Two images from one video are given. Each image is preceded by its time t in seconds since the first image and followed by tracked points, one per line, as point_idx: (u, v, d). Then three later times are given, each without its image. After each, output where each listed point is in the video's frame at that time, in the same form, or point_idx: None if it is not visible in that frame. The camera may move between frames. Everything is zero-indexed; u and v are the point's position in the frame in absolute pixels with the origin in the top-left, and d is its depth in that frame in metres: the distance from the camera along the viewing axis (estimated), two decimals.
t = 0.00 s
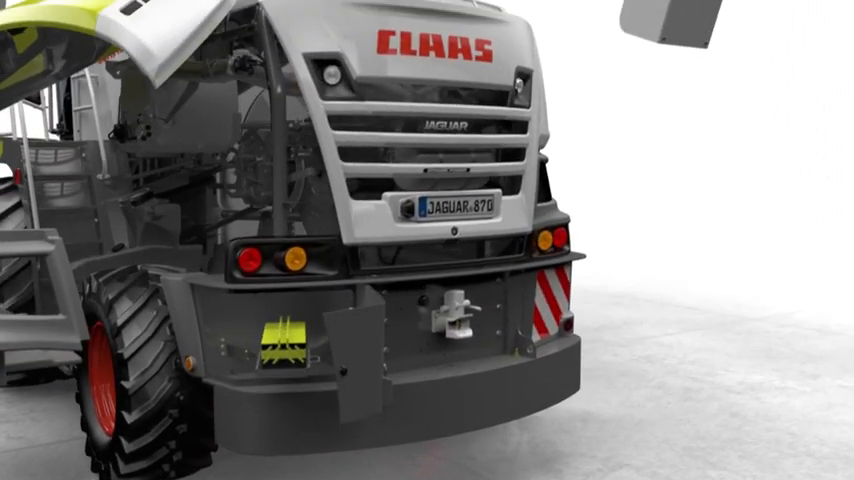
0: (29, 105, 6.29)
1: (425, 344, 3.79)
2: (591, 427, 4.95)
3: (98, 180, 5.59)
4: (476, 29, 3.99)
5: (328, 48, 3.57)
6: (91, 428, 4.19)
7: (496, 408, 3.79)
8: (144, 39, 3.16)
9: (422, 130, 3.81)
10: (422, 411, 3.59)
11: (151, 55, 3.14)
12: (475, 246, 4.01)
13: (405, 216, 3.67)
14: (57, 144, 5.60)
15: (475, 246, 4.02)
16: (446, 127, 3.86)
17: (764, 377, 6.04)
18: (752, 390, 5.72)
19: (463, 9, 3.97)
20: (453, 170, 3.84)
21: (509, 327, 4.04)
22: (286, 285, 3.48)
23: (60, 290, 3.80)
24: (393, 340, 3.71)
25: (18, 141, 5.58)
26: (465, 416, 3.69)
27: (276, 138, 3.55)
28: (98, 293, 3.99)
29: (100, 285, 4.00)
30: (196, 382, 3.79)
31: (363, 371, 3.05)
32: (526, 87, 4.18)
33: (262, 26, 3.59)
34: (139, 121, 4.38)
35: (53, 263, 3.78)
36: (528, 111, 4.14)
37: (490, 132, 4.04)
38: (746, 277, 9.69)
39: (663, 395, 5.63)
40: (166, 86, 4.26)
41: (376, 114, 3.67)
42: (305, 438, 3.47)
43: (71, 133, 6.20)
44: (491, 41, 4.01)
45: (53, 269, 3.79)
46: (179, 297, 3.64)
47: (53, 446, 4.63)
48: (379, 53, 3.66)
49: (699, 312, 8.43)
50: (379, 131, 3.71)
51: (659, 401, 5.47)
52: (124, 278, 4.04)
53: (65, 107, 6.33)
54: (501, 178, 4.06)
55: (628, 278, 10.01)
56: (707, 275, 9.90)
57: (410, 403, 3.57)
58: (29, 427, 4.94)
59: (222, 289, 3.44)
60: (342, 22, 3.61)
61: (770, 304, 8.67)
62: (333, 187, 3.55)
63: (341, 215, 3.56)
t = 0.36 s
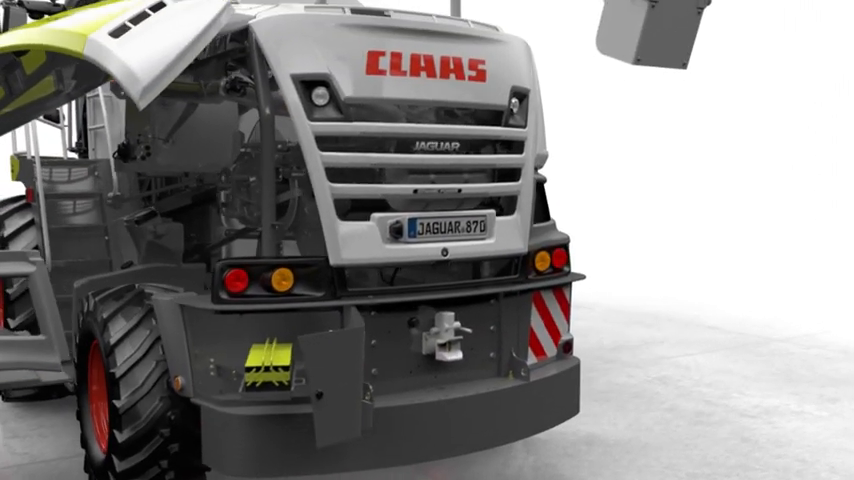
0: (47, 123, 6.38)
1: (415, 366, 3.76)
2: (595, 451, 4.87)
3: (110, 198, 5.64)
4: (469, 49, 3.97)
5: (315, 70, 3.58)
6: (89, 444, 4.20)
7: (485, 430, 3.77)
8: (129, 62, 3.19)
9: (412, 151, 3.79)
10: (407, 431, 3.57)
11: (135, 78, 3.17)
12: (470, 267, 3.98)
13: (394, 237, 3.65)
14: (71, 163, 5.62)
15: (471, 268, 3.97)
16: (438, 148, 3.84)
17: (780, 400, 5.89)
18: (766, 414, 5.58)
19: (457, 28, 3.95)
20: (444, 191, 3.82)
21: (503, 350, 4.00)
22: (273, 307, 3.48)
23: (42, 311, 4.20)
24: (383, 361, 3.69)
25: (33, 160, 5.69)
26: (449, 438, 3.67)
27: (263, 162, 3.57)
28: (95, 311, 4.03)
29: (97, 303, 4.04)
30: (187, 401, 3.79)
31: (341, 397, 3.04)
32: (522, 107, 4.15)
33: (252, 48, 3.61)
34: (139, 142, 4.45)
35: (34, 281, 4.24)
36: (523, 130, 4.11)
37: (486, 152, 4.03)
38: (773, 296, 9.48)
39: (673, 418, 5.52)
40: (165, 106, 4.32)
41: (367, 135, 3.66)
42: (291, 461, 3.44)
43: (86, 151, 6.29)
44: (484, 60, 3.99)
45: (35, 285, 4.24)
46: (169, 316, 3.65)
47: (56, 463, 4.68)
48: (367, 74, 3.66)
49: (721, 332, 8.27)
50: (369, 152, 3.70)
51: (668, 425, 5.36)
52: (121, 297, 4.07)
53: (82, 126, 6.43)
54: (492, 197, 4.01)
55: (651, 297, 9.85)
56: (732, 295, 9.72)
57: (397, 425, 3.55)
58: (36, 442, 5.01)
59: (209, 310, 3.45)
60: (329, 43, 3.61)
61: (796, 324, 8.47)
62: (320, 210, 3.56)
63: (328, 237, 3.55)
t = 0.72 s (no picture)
0: (65, 138, 6.47)
1: (410, 382, 3.72)
2: (602, 471, 4.76)
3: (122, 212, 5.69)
4: (467, 61, 3.93)
5: (308, 84, 3.57)
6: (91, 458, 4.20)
7: (481, 448, 3.71)
8: (121, 79, 3.22)
9: (407, 165, 3.76)
10: (399, 449, 3.52)
11: (126, 94, 3.19)
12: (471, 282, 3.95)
13: (387, 252, 3.64)
14: (86, 178, 5.75)
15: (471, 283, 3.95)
16: (434, 162, 3.81)
17: (799, 420, 5.72)
18: (783, 435, 5.43)
19: (455, 41, 3.92)
20: (440, 205, 3.79)
21: (502, 366, 3.94)
22: (264, 322, 3.46)
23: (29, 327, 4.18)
24: (376, 378, 3.65)
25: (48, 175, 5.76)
26: (440, 454, 3.59)
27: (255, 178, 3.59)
28: (95, 325, 4.06)
29: (98, 317, 4.07)
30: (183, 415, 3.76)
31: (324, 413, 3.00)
32: (522, 121, 4.10)
33: (246, 63, 3.62)
34: (142, 157, 4.53)
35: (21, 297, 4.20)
36: (523, 144, 4.06)
37: (485, 166, 3.99)
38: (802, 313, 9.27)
39: (686, 437, 5.39)
40: (167, 121, 4.34)
41: (361, 149, 3.64)
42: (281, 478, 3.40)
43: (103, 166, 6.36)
44: (482, 73, 3.94)
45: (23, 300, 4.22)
46: (163, 331, 3.64)
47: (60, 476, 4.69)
48: (361, 88, 3.64)
49: (745, 349, 8.09)
50: (363, 166, 3.67)
51: (681, 444, 5.23)
52: (120, 310, 4.08)
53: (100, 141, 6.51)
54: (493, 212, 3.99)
55: (676, 312, 9.67)
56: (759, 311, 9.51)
57: (389, 442, 3.51)
58: (44, 455, 5.03)
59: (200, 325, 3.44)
60: (322, 57, 3.60)
61: (823, 342, 8.26)
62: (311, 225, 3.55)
63: (319, 252, 3.54)
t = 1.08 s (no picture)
0: (82, 156, 6.47)
1: (410, 406, 3.60)
2: None
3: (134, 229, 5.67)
4: (472, 75, 3.83)
5: (305, 99, 3.49)
6: None
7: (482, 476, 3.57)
8: (111, 94, 3.16)
9: (406, 182, 3.66)
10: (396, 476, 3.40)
11: (115, 110, 3.13)
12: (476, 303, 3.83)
13: (385, 271, 3.53)
14: (98, 195, 5.65)
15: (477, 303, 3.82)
16: (435, 179, 3.71)
17: (827, 448, 5.50)
18: (809, 462, 5.21)
19: (459, 55, 3.82)
20: (442, 223, 3.68)
21: (506, 391, 3.81)
22: (257, 343, 3.37)
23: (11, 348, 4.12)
24: (374, 401, 3.54)
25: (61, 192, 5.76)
26: None
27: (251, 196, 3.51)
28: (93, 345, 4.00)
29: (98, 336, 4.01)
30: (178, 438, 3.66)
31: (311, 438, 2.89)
32: (529, 136, 3.99)
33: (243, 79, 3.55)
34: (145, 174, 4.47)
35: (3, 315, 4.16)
36: (529, 160, 3.94)
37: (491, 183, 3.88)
38: (834, 335, 9.00)
39: (707, 464, 5.19)
40: (170, 138, 4.31)
41: (359, 166, 3.55)
42: None
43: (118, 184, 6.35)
44: (486, 87, 3.84)
45: None
46: (157, 352, 3.53)
47: None
48: (360, 103, 3.55)
49: (773, 371, 7.85)
50: (361, 183, 3.58)
51: (700, 471, 5.04)
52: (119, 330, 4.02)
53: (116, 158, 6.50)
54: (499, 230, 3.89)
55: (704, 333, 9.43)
56: (790, 332, 9.25)
57: (385, 469, 3.39)
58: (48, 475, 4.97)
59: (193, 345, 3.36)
60: (319, 72, 3.52)
61: None
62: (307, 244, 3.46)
63: (314, 271, 3.45)
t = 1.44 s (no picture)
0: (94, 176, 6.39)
1: (414, 435, 3.43)
2: None
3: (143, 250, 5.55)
4: (480, 89, 3.67)
5: (304, 113, 3.35)
6: None
7: None
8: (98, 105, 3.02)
9: (410, 200, 3.49)
10: None
11: (102, 122, 3.00)
12: (484, 327, 3.65)
13: (387, 293, 3.37)
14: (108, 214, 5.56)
15: (486, 327, 3.65)
16: (442, 197, 3.54)
17: None
18: None
19: (467, 68, 3.67)
20: (447, 243, 3.52)
21: (516, 419, 3.62)
22: (252, 368, 3.22)
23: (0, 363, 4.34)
24: (375, 430, 3.37)
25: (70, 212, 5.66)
26: None
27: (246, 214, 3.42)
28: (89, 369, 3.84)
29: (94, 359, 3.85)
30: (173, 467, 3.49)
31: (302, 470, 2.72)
32: (541, 152, 3.81)
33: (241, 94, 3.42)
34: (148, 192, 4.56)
35: None
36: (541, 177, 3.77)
37: (500, 201, 3.71)
38: None
39: None
40: (171, 154, 4.39)
41: (360, 183, 3.39)
42: None
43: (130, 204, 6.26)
44: (496, 101, 3.68)
45: None
46: (151, 377, 3.34)
47: None
48: (362, 117, 3.40)
49: (805, 397, 7.55)
50: (363, 201, 3.42)
51: None
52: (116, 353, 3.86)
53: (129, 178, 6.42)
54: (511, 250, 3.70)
55: (733, 357, 9.13)
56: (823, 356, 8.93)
57: None
58: None
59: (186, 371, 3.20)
60: (319, 85, 3.38)
61: None
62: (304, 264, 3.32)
63: (313, 293, 3.30)
